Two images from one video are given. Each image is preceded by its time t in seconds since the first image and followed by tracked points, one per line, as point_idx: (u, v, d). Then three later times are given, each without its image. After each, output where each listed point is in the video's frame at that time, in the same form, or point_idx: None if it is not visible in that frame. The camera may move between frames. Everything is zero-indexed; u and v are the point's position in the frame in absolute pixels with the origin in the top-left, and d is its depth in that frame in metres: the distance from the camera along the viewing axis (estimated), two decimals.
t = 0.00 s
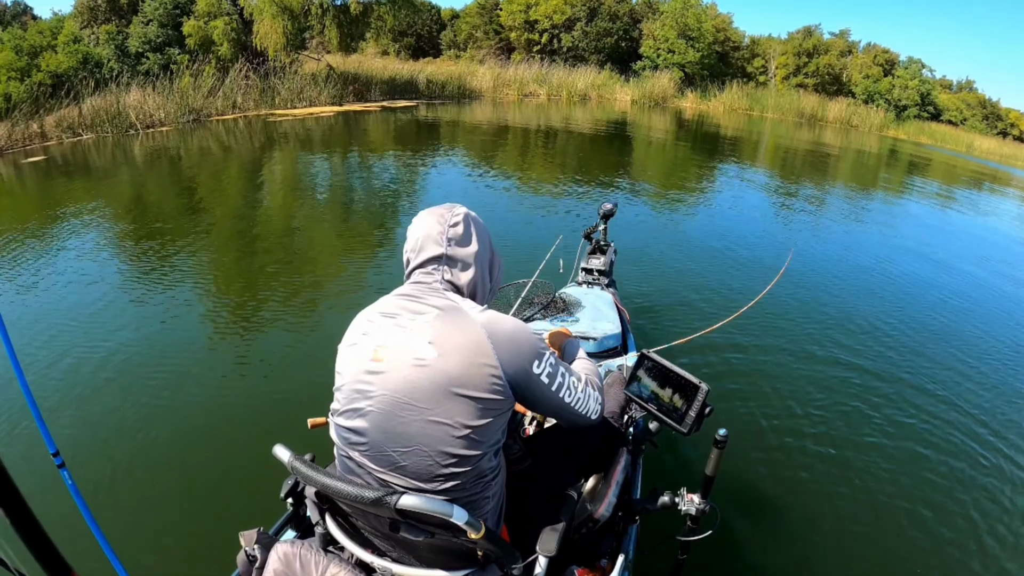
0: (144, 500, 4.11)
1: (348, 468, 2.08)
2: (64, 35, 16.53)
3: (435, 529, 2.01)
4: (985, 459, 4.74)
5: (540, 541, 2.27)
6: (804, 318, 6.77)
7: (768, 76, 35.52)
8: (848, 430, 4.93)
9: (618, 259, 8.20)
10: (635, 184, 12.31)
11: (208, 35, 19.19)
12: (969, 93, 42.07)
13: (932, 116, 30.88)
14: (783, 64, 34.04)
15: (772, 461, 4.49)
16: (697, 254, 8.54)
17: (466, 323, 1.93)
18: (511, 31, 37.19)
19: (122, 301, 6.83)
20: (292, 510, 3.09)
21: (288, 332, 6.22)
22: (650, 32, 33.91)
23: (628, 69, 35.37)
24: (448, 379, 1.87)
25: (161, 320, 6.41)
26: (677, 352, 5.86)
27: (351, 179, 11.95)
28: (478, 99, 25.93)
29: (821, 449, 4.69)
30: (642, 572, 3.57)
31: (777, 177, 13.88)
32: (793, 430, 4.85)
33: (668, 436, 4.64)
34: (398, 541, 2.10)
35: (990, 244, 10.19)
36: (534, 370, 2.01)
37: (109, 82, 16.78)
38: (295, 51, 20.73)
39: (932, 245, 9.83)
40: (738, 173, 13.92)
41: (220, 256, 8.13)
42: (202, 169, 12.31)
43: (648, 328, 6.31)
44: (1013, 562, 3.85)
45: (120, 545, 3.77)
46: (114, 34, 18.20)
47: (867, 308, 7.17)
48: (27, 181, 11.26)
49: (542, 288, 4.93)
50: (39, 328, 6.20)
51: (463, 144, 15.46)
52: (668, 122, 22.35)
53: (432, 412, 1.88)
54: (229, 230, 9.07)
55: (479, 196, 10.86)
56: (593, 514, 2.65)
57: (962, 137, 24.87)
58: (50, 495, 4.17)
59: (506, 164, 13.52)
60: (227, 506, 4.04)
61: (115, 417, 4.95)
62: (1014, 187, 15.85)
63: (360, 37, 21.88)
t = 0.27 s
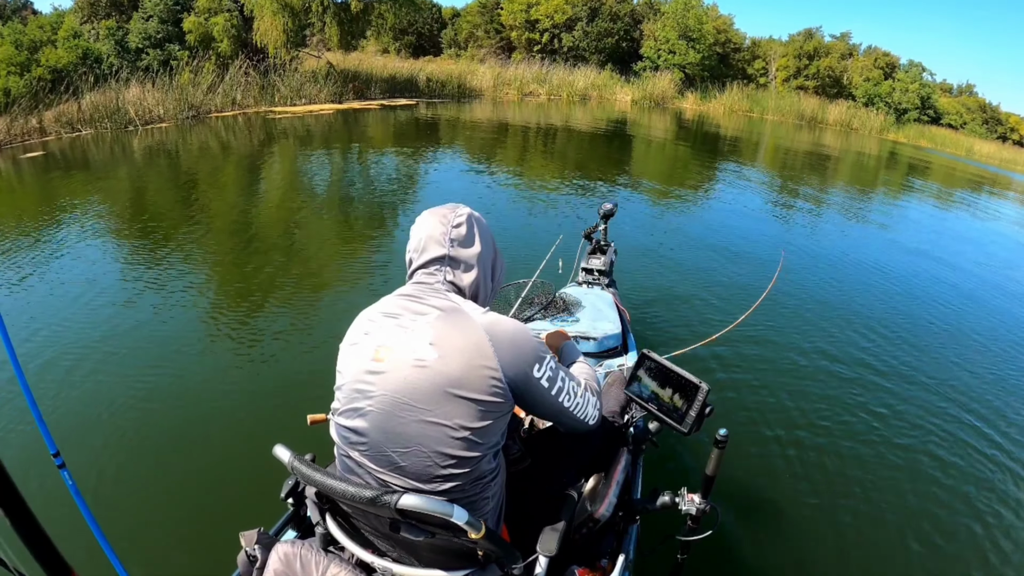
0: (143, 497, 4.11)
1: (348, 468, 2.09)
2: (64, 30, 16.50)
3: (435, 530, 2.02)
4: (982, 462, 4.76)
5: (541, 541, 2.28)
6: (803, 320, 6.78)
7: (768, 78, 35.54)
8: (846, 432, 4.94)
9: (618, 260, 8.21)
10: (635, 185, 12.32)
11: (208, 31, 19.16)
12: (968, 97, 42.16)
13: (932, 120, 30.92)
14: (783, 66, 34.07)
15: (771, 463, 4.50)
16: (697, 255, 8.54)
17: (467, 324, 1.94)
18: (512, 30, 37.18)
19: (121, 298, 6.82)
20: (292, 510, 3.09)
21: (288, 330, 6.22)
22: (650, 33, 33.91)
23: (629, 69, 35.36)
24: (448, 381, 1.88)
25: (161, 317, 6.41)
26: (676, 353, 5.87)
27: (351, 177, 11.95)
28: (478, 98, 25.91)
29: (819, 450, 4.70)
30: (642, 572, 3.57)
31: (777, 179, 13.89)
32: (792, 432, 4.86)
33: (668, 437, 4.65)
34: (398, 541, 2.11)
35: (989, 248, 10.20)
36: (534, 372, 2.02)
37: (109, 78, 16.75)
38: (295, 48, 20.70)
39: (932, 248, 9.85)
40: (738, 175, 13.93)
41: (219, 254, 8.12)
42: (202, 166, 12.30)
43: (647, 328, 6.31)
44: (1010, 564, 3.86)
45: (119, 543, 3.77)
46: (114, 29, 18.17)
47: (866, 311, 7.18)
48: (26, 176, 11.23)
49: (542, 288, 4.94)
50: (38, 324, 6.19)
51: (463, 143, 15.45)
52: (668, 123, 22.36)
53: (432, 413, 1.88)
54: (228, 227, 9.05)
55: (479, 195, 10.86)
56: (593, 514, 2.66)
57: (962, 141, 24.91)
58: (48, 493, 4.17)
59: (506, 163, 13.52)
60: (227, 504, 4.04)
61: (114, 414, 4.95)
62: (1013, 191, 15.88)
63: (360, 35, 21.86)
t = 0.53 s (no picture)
0: (142, 497, 4.11)
1: (347, 468, 2.09)
2: (64, 29, 16.50)
3: (435, 529, 2.02)
4: (980, 462, 4.77)
5: (540, 540, 2.29)
6: (802, 320, 6.79)
7: (768, 80, 35.59)
8: (845, 433, 4.95)
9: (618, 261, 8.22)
10: (634, 187, 12.33)
11: (208, 32, 19.16)
12: (967, 99, 42.24)
13: (932, 122, 30.96)
14: (783, 68, 34.13)
15: (770, 463, 4.51)
16: (696, 257, 8.54)
17: (466, 326, 1.94)
18: (512, 32, 37.21)
19: (120, 298, 6.82)
20: (292, 510, 3.09)
21: (288, 330, 6.22)
22: (650, 34, 33.95)
23: (628, 71, 35.39)
24: (447, 382, 1.88)
25: (160, 318, 6.41)
26: (675, 354, 5.88)
27: (351, 177, 11.96)
28: (477, 99, 25.93)
29: (817, 451, 4.71)
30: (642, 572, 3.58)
31: (776, 180, 13.91)
32: (792, 432, 4.86)
33: (667, 437, 4.65)
34: (398, 541, 2.11)
35: (988, 250, 10.22)
36: (533, 373, 2.02)
37: (108, 78, 16.74)
38: (294, 49, 20.72)
39: (930, 250, 9.85)
40: (737, 176, 13.95)
41: (219, 254, 8.12)
42: (201, 167, 12.30)
43: (647, 329, 6.32)
44: (1007, 565, 3.87)
45: (118, 543, 3.77)
46: (114, 29, 18.19)
47: (865, 312, 7.19)
48: (25, 176, 11.23)
49: (542, 289, 4.94)
50: (38, 324, 6.20)
51: (462, 144, 15.46)
52: (667, 125, 22.39)
53: (431, 414, 1.89)
54: (227, 228, 9.05)
55: (478, 196, 10.87)
56: (593, 514, 2.67)
57: (961, 143, 24.97)
58: (48, 493, 4.17)
59: (506, 164, 13.53)
60: (226, 503, 4.05)
61: (112, 415, 4.94)
62: (1012, 194, 15.91)
63: (360, 36, 21.87)
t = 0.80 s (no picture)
0: (142, 499, 4.11)
1: (347, 468, 2.09)
2: (62, 31, 16.50)
3: (435, 529, 2.02)
4: (980, 463, 4.78)
5: (540, 540, 2.29)
6: (802, 321, 6.80)
7: (766, 82, 35.65)
8: (845, 433, 4.95)
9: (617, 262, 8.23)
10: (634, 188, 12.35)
11: (206, 34, 19.16)
12: (966, 101, 42.33)
13: (930, 123, 31.01)
14: (781, 70, 34.19)
15: (770, 464, 4.51)
16: (694, 258, 8.55)
17: (466, 328, 1.94)
18: (510, 33, 37.24)
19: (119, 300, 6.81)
20: (292, 510, 3.09)
21: (288, 332, 6.22)
22: (649, 36, 33.99)
23: (627, 72, 35.43)
24: (446, 384, 1.88)
25: (159, 319, 6.41)
26: (675, 354, 5.89)
27: (350, 179, 11.97)
28: (476, 101, 25.95)
29: (817, 451, 4.71)
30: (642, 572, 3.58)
31: (774, 182, 13.92)
32: (791, 433, 4.87)
33: (667, 437, 4.66)
34: (398, 541, 2.11)
35: (987, 251, 10.24)
36: (533, 376, 2.02)
37: (106, 80, 16.75)
38: (293, 51, 20.73)
39: (928, 251, 9.86)
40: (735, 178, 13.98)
41: (218, 256, 8.12)
42: (200, 169, 12.31)
43: (646, 330, 6.33)
44: (1007, 565, 3.88)
45: (118, 543, 3.77)
46: (112, 31, 18.18)
47: (865, 313, 7.21)
48: (23, 178, 11.22)
49: (542, 288, 4.95)
50: (36, 326, 6.19)
51: (461, 146, 15.47)
52: (666, 127, 22.43)
53: (430, 416, 1.89)
54: (227, 230, 9.06)
55: (477, 197, 10.87)
56: (593, 514, 2.67)
57: (959, 144, 25.01)
58: (48, 493, 4.16)
59: (505, 166, 13.54)
60: (226, 504, 4.05)
61: (112, 416, 4.94)
62: (1011, 194, 15.93)
63: (358, 38, 21.87)
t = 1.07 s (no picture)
0: (141, 501, 4.10)
1: (347, 468, 2.08)
2: (60, 35, 16.50)
3: (435, 529, 2.01)
4: (981, 460, 4.77)
5: (540, 541, 2.29)
6: (801, 320, 6.80)
7: (764, 81, 35.65)
8: (845, 432, 4.95)
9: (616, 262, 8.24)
10: (632, 188, 12.36)
11: (204, 36, 19.14)
12: (964, 99, 42.33)
13: (929, 120, 31.01)
14: (780, 69, 34.19)
15: (770, 462, 4.51)
16: (693, 258, 8.54)
17: (466, 330, 1.94)
18: (508, 34, 37.26)
19: (119, 302, 6.81)
20: (292, 510, 3.09)
21: (287, 334, 6.21)
22: (646, 36, 34.00)
23: (625, 72, 35.43)
24: (446, 385, 1.88)
25: (159, 322, 6.41)
26: (675, 354, 5.88)
27: (348, 181, 11.97)
28: (474, 102, 25.94)
29: (818, 449, 4.70)
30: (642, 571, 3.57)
31: (773, 181, 13.91)
32: (791, 431, 4.87)
33: (667, 436, 4.65)
34: (398, 541, 2.10)
35: (987, 249, 10.23)
36: (532, 380, 2.01)
37: (104, 84, 16.74)
38: (291, 53, 20.73)
39: (927, 249, 9.85)
40: (734, 177, 13.98)
41: (216, 258, 8.12)
42: (198, 171, 12.30)
43: (646, 330, 6.32)
44: (1009, 562, 3.87)
45: (119, 544, 3.76)
46: (110, 35, 18.19)
47: (865, 311, 7.20)
48: (22, 182, 11.22)
49: (542, 289, 4.94)
50: (35, 329, 6.18)
51: (460, 147, 15.46)
52: (664, 127, 22.42)
53: (430, 417, 1.88)
54: (226, 232, 9.06)
55: (476, 198, 10.87)
56: (593, 513, 2.67)
57: (958, 142, 25.01)
58: (48, 494, 4.15)
59: (503, 167, 13.54)
60: (226, 506, 4.04)
61: (112, 418, 4.94)
62: (1011, 192, 15.92)
63: (356, 40, 21.85)
